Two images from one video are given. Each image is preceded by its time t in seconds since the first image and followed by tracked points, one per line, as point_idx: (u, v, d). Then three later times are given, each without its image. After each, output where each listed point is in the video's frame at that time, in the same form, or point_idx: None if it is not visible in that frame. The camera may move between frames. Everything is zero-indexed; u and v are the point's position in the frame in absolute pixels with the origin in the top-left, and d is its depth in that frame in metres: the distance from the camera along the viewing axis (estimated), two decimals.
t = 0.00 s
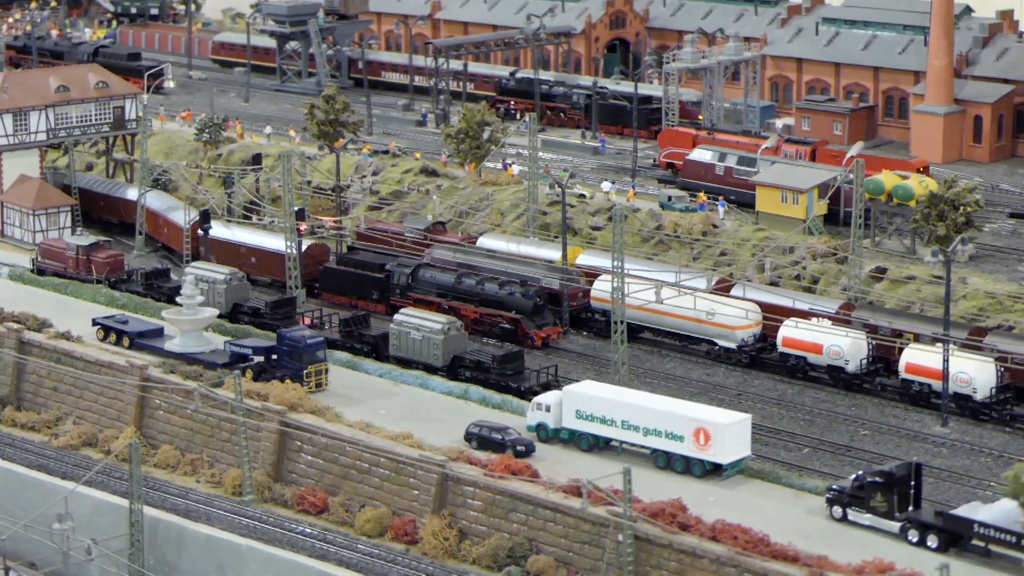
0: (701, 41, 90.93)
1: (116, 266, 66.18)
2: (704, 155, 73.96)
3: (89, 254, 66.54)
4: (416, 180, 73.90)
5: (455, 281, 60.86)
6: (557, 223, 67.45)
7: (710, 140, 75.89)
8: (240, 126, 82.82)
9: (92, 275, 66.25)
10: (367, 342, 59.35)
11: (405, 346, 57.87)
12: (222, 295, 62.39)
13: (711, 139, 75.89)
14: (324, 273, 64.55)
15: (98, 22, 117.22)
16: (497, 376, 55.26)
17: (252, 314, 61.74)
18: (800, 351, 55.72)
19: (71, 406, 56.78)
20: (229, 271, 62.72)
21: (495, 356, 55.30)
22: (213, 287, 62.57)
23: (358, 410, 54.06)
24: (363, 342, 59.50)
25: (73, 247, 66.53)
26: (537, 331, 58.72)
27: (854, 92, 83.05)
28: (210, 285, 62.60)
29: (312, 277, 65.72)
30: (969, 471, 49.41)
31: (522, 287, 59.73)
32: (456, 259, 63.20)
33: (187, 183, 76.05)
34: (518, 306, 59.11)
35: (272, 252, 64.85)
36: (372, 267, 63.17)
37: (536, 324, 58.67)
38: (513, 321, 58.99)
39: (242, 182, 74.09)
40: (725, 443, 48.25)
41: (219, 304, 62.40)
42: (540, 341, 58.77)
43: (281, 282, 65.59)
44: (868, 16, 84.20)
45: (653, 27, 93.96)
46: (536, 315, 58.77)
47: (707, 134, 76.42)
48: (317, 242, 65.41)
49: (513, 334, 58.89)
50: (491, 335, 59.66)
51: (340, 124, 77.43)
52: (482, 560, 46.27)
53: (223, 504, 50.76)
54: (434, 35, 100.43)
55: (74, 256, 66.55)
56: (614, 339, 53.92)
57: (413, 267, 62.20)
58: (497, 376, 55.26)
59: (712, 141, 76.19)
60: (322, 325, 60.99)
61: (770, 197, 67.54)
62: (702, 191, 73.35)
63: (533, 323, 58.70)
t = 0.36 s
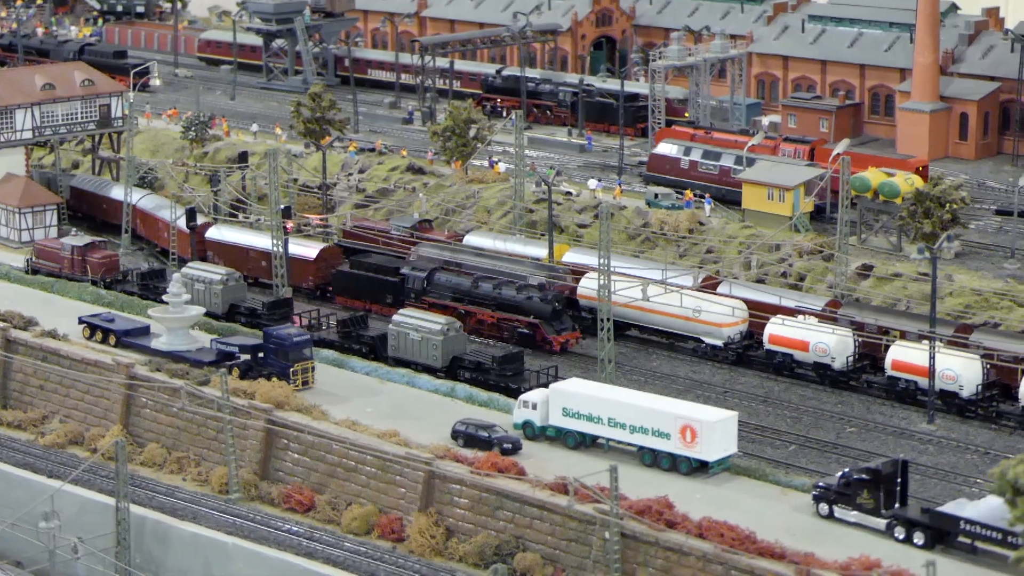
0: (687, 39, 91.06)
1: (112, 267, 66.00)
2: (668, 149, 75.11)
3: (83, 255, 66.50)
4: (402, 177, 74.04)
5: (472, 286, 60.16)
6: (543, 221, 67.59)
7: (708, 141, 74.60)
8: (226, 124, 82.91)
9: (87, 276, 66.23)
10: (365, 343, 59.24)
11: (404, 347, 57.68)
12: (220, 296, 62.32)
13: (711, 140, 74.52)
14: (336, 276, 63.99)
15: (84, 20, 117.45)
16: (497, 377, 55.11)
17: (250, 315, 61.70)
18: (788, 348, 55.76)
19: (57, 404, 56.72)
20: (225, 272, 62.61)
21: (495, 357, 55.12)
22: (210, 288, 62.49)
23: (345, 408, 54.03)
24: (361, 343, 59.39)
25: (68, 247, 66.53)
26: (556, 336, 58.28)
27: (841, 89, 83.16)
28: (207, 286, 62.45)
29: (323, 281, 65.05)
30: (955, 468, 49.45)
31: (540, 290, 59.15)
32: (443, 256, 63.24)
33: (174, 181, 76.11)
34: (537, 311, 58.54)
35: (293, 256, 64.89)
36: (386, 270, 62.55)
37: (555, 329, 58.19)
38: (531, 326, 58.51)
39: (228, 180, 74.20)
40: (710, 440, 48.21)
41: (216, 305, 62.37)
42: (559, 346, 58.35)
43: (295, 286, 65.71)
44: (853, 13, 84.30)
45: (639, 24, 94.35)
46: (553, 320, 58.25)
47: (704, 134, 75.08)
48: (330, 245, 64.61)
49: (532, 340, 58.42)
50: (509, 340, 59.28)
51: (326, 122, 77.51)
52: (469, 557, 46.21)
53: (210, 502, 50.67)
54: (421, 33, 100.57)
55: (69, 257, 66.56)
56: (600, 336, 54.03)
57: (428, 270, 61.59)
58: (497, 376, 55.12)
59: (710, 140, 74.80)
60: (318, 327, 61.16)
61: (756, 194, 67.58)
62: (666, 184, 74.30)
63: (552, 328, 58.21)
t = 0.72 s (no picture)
0: (675, 36, 91.16)
1: (108, 268, 65.83)
2: (633, 143, 76.01)
3: (80, 255, 66.22)
4: (390, 176, 74.19)
5: (491, 291, 59.53)
6: (531, 219, 67.70)
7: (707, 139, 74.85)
8: (214, 122, 82.98)
9: (84, 276, 65.97)
10: (365, 344, 58.99)
11: (403, 349, 57.41)
12: (217, 297, 62.25)
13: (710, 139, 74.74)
14: (350, 280, 63.19)
15: (71, 20, 117.57)
16: (499, 380, 54.92)
17: (248, 318, 61.65)
18: (775, 346, 55.86)
19: (45, 403, 56.68)
20: (223, 273, 62.54)
21: (496, 359, 54.83)
22: (207, 289, 62.42)
23: (333, 406, 54.02)
24: (361, 344, 59.12)
25: (64, 248, 66.27)
26: (577, 341, 57.43)
27: (829, 87, 83.41)
28: (205, 286, 62.35)
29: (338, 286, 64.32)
30: (943, 466, 49.47)
31: (561, 296, 58.45)
32: (430, 255, 63.51)
33: (162, 180, 76.18)
34: (557, 316, 57.84)
35: (307, 260, 64.16)
36: (402, 275, 61.74)
37: (575, 334, 57.48)
38: (552, 332, 57.84)
39: (216, 179, 74.31)
40: (698, 438, 48.19)
41: (213, 306, 62.31)
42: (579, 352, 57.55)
43: (308, 290, 65.03)
44: (840, 11, 84.35)
45: (627, 23, 94.21)
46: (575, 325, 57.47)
47: (704, 134, 75.35)
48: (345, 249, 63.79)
49: (552, 345, 57.76)
50: (530, 345, 58.60)
51: (314, 121, 77.60)
52: (457, 556, 46.19)
53: (198, 500, 50.63)
54: (409, 31, 100.62)
55: (65, 257, 66.27)
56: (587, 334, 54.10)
57: (445, 275, 60.93)
58: (498, 379, 54.86)
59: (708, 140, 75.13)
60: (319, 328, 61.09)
61: (744, 192, 67.72)
62: (634, 178, 75.39)
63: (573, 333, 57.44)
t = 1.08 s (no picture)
0: (663, 35, 91.28)
1: (106, 269, 65.55)
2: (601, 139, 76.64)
3: (78, 256, 65.95)
4: (378, 174, 74.27)
5: (511, 295, 58.73)
6: (520, 217, 67.80)
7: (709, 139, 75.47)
8: (202, 121, 83.02)
9: (81, 277, 65.70)
10: (365, 346, 58.69)
11: (403, 351, 57.18)
12: (216, 297, 62.24)
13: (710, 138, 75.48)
14: (367, 285, 62.44)
15: (59, 18, 117.59)
16: (500, 380, 55.00)
17: (246, 318, 61.47)
18: (763, 344, 55.94)
19: (33, 402, 56.62)
20: (222, 274, 62.30)
21: (499, 360, 54.85)
22: (206, 290, 62.25)
23: (321, 405, 54.00)
24: (361, 345, 58.82)
25: (62, 249, 66.03)
26: (599, 347, 56.55)
27: (817, 85, 83.56)
28: (204, 287, 62.26)
29: (354, 290, 63.43)
30: (931, 464, 49.50)
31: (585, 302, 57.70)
32: (418, 254, 63.47)
33: (149, 178, 76.20)
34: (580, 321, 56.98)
35: (323, 264, 63.27)
36: (420, 279, 60.97)
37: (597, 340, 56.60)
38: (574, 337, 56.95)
39: (204, 177, 74.42)
40: (686, 436, 48.21)
41: (212, 307, 62.33)
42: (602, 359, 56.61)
43: (323, 293, 64.10)
44: (829, 9, 84.41)
45: (615, 20, 94.43)
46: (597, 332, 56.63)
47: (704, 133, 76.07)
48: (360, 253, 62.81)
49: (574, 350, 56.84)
50: (551, 352, 57.77)
51: (302, 120, 78.20)
52: (446, 555, 46.14)
53: (186, 499, 50.58)
54: (397, 29, 100.65)
55: (63, 258, 66.08)
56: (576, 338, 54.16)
57: (465, 279, 60.13)
58: (501, 379, 54.88)
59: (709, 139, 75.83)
60: (319, 330, 60.52)
61: (732, 190, 67.81)
62: (602, 174, 76.21)
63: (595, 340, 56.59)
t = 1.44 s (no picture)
0: (654, 32, 91.41)
1: (106, 269, 65.39)
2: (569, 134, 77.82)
3: (77, 256, 65.79)
4: (369, 172, 74.34)
5: (534, 300, 57.85)
6: (511, 215, 67.85)
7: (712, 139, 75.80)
8: (192, 119, 83.07)
9: (81, 277, 65.52)
10: (369, 348, 58.29)
11: (408, 352, 56.69)
12: (217, 297, 61.77)
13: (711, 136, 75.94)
14: (386, 288, 61.44)
15: (49, 16, 117.65)
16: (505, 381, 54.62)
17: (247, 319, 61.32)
18: (754, 342, 55.97)
19: (24, 400, 56.55)
20: (223, 274, 61.87)
21: (502, 361, 54.59)
22: (207, 290, 61.82)
23: (312, 403, 53.98)
24: (364, 347, 58.46)
25: (61, 249, 65.86)
26: (625, 352, 55.94)
27: (807, 83, 83.63)
28: (205, 287, 61.82)
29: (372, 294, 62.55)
30: (921, 461, 49.51)
31: (608, 307, 56.85)
32: (409, 252, 63.34)
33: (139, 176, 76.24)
34: (604, 326, 56.18)
35: (340, 268, 62.47)
36: (440, 283, 60.06)
37: (623, 346, 55.91)
38: (599, 342, 56.27)
39: (195, 175, 74.57)
40: (678, 433, 48.20)
41: (213, 307, 61.88)
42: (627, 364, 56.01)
43: (340, 297, 63.33)
44: (820, 6, 84.50)
45: (606, 19, 94.65)
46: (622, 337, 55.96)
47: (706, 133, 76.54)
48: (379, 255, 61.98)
49: (598, 356, 56.16)
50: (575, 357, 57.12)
51: (293, 118, 78.80)
52: (437, 553, 46.07)
53: (177, 497, 50.51)
54: (388, 27, 100.69)
55: (63, 258, 65.90)
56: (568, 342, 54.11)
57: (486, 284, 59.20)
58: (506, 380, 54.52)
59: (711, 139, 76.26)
60: (321, 331, 60.21)
61: (722, 187, 67.86)
62: (568, 167, 77.50)
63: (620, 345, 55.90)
